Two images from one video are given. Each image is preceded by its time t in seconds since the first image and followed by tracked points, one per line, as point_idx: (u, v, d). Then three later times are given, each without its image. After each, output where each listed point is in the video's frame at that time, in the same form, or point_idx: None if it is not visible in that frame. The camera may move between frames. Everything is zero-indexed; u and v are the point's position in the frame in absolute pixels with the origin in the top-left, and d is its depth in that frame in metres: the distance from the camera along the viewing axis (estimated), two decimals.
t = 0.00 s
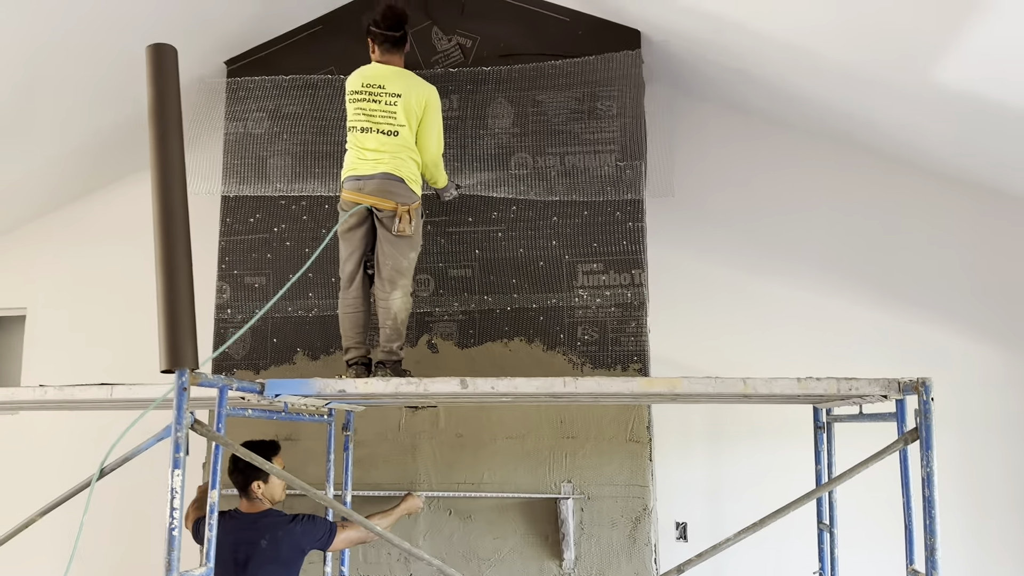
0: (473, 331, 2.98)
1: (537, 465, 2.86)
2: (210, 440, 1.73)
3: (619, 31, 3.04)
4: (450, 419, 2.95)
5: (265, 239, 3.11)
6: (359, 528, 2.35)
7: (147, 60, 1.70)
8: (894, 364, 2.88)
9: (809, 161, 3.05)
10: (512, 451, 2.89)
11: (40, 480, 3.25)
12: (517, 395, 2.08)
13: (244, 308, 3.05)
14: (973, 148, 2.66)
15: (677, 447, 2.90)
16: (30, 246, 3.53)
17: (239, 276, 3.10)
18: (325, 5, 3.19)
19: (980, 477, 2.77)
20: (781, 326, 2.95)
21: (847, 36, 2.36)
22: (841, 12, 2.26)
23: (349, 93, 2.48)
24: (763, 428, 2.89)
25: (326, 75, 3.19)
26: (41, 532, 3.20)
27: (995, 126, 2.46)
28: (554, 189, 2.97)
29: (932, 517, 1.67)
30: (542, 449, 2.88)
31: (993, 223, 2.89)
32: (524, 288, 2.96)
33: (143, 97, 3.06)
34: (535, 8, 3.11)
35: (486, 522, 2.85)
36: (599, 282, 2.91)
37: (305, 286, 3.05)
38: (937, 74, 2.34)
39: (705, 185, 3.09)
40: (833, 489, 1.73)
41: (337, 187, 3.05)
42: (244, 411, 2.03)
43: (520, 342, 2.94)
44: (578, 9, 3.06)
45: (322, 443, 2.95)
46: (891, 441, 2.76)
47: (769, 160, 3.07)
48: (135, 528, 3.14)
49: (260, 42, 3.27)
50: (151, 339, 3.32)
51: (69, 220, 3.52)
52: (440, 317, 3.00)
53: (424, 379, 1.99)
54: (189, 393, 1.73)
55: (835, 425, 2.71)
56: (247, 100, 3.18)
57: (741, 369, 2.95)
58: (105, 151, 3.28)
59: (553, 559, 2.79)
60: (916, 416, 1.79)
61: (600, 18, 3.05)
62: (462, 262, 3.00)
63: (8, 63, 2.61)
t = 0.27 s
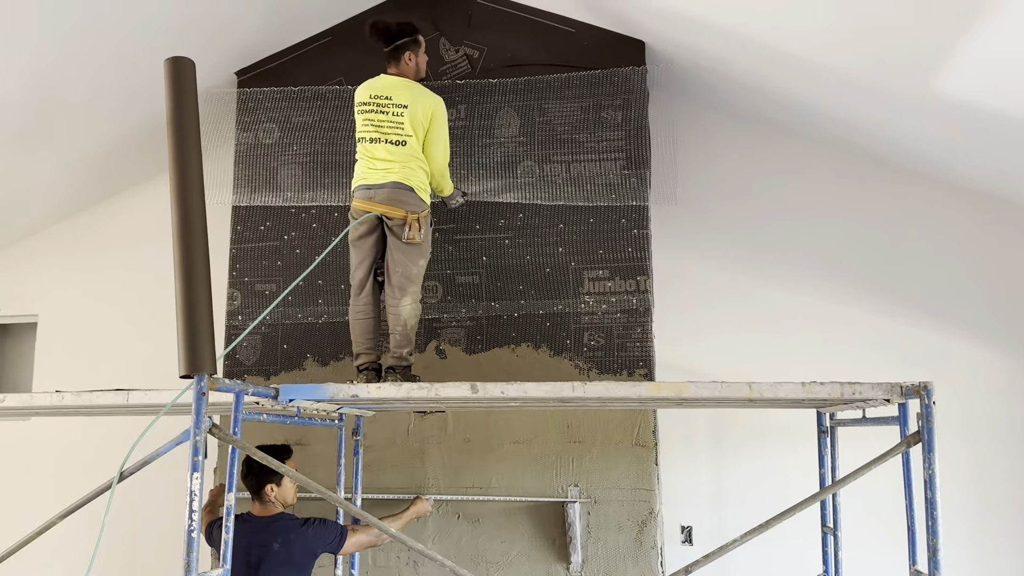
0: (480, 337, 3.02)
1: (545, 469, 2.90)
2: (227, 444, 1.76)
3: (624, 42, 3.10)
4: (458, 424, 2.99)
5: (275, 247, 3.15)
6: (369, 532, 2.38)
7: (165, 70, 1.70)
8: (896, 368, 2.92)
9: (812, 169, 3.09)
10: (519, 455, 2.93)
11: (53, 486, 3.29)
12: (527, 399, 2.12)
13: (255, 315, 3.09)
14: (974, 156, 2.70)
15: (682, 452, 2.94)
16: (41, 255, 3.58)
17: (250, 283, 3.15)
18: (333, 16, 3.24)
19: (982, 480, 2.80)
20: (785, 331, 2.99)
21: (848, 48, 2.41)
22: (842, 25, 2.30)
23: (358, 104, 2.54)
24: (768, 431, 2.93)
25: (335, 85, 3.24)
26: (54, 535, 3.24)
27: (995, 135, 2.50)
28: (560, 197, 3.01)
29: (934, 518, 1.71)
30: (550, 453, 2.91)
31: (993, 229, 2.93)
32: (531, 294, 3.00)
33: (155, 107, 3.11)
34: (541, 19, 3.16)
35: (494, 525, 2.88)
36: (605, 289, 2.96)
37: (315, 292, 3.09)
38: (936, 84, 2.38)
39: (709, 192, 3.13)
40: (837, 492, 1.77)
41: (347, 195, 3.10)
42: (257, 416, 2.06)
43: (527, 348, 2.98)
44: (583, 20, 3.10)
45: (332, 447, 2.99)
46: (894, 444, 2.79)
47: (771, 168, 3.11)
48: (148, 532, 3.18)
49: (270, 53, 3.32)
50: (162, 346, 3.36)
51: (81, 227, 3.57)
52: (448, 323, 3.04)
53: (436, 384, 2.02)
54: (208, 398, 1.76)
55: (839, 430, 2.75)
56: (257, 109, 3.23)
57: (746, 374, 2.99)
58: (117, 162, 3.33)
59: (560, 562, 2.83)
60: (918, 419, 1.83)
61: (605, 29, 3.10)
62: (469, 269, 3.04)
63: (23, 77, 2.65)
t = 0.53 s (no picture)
0: (482, 344, 3.05)
1: (546, 474, 2.93)
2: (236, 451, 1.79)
3: (624, 53, 3.14)
4: (461, 430, 3.02)
5: (279, 255, 3.19)
6: (375, 539, 2.41)
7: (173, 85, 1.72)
8: (893, 374, 2.95)
9: (810, 177, 3.13)
10: (521, 461, 2.96)
11: (59, 492, 3.32)
12: (529, 406, 2.15)
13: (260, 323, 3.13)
14: (970, 164, 2.73)
15: (682, 456, 2.97)
16: (47, 262, 3.61)
17: (254, 291, 3.18)
18: (337, 27, 3.29)
19: (979, 484, 2.83)
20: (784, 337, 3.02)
21: (845, 60, 2.44)
22: (839, 38, 2.34)
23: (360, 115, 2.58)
24: (767, 437, 2.96)
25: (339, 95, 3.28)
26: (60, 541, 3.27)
27: (990, 145, 2.54)
28: (561, 206, 3.05)
29: (931, 523, 1.74)
30: (551, 458, 2.94)
31: (989, 236, 2.97)
32: (532, 301, 3.03)
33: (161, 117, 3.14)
34: (542, 30, 3.21)
35: (497, 531, 2.91)
36: (606, 295, 2.99)
37: (318, 300, 3.12)
38: (932, 96, 2.42)
39: (708, 200, 3.17)
40: (835, 496, 1.80)
41: (350, 204, 3.13)
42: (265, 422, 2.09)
43: (529, 354, 3.01)
44: (583, 31, 3.15)
45: (336, 454, 3.02)
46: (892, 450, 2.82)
47: (770, 176, 3.15)
48: (153, 538, 3.21)
49: (274, 64, 3.36)
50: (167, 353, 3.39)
51: (87, 235, 3.61)
52: (450, 330, 3.08)
53: (440, 391, 2.05)
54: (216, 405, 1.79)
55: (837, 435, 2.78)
56: (262, 119, 3.27)
57: (745, 380, 3.02)
58: (123, 171, 3.36)
59: (561, 567, 2.85)
60: (914, 425, 1.86)
61: (605, 40, 3.15)
62: (471, 276, 3.07)
63: (34, 96, 2.68)
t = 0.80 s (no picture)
0: (479, 350, 3.06)
1: (542, 480, 2.95)
2: (233, 458, 1.80)
3: (619, 61, 3.17)
4: (458, 436, 3.04)
5: (277, 262, 3.20)
6: (375, 544, 2.43)
7: (171, 96, 1.73)
8: (887, 380, 2.97)
9: (804, 184, 3.15)
10: (518, 466, 2.97)
11: (57, 498, 3.33)
12: (525, 413, 2.16)
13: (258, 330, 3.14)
14: (962, 172, 2.76)
15: (678, 462, 2.99)
16: (45, 269, 3.62)
17: (252, 297, 3.20)
18: (335, 36, 3.31)
19: (972, 489, 2.85)
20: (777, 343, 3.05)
21: (838, 70, 2.47)
22: (832, 48, 2.36)
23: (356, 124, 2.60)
24: (762, 443, 2.98)
25: (336, 103, 3.30)
26: (58, 547, 3.28)
27: (981, 153, 2.56)
28: (558, 213, 3.08)
29: (922, 528, 1.76)
30: (548, 464, 2.96)
31: (982, 243, 2.99)
32: (529, 308, 3.05)
33: (161, 125, 3.16)
34: (538, 38, 3.23)
35: (493, 536, 2.92)
36: (602, 302, 3.01)
37: (316, 306, 3.14)
38: (924, 105, 2.44)
39: (703, 207, 3.19)
40: (829, 501, 1.82)
41: (347, 211, 3.15)
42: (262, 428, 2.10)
43: (526, 361, 3.03)
44: (578, 39, 3.17)
45: (332, 460, 3.03)
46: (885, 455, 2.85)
47: (765, 183, 3.17)
48: (151, 544, 3.22)
49: (271, 72, 3.38)
50: (165, 360, 3.41)
51: (85, 242, 3.62)
52: (447, 337, 3.09)
53: (436, 399, 2.07)
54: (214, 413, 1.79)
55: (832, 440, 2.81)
56: (260, 127, 3.28)
57: (739, 386, 3.04)
58: (121, 179, 3.38)
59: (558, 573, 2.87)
60: (905, 431, 1.88)
61: (600, 48, 3.17)
62: (468, 284, 3.09)
63: (33, 105, 2.70)
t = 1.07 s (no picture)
0: (472, 354, 3.07)
1: (535, 483, 2.95)
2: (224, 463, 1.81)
3: (611, 66, 3.18)
4: (452, 439, 3.04)
5: (270, 266, 3.21)
6: (368, 547, 2.42)
7: (163, 102, 1.68)
8: (879, 383, 2.98)
9: (796, 188, 3.16)
10: (511, 470, 2.98)
11: (51, 501, 3.33)
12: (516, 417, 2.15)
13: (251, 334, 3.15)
14: (953, 176, 2.77)
15: (671, 465, 3.00)
16: (40, 272, 3.62)
17: (245, 301, 3.20)
18: (329, 40, 3.33)
19: (964, 492, 2.86)
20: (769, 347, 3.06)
21: (829, 74, 2.48)
22: (822, 53, 2.37)
23: (349, 129, 2.61)
24: (754, 446, 2.98)
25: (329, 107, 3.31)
26: (52, 551, 3.28)
27: (971, 157, 2.57)
28: (551, 217, 3.09)
29: (910, 533, 1.77)
30: (541, 467, 2.97)
31: (973, 247, 3.00)
32: (522, 312, 3.06)
33: (155, 129, 3.17)
34: (530, 43, 3.25)
35: (486, 540, 2.93)
36: (594, 306, 3.02)
37: (310, 310, 3.15)
38: (914, 110, 2.45)
39: (696, 210, 3.20)
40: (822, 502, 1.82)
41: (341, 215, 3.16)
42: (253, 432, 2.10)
43: (519, 364, 3.03)
44: (571, 44, 3.19)
45: (326, 464, 3.04)
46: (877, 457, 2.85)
47: (757, 187, 3.18)
48: (145, 547, 3.22)
49: (265, 77, 3.39)
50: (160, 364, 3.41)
51: (80, 246, 3.63)
52: (441, 340, 3.10)
53: (428, 403, 2.06)
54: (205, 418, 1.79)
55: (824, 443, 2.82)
56: (253, 131, 3.29)
57: (732, 389, 3.05)
58: (116, 183, 3.38)
59: None
60: (894, 435, 1.88)
61: (592, 53, 3.19)
62: (461, 288, 3.10)
63: (27, 109, 2.71)
